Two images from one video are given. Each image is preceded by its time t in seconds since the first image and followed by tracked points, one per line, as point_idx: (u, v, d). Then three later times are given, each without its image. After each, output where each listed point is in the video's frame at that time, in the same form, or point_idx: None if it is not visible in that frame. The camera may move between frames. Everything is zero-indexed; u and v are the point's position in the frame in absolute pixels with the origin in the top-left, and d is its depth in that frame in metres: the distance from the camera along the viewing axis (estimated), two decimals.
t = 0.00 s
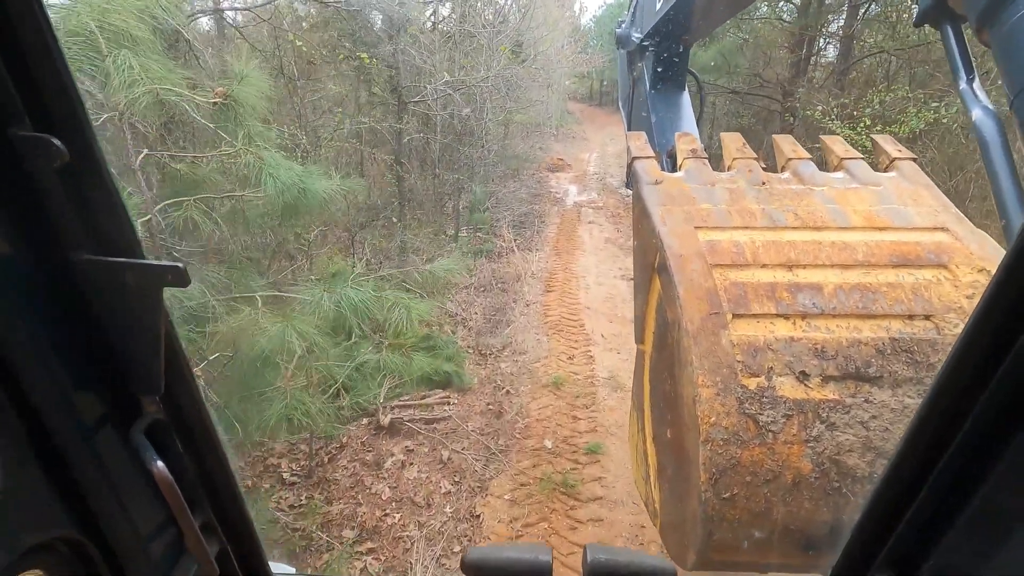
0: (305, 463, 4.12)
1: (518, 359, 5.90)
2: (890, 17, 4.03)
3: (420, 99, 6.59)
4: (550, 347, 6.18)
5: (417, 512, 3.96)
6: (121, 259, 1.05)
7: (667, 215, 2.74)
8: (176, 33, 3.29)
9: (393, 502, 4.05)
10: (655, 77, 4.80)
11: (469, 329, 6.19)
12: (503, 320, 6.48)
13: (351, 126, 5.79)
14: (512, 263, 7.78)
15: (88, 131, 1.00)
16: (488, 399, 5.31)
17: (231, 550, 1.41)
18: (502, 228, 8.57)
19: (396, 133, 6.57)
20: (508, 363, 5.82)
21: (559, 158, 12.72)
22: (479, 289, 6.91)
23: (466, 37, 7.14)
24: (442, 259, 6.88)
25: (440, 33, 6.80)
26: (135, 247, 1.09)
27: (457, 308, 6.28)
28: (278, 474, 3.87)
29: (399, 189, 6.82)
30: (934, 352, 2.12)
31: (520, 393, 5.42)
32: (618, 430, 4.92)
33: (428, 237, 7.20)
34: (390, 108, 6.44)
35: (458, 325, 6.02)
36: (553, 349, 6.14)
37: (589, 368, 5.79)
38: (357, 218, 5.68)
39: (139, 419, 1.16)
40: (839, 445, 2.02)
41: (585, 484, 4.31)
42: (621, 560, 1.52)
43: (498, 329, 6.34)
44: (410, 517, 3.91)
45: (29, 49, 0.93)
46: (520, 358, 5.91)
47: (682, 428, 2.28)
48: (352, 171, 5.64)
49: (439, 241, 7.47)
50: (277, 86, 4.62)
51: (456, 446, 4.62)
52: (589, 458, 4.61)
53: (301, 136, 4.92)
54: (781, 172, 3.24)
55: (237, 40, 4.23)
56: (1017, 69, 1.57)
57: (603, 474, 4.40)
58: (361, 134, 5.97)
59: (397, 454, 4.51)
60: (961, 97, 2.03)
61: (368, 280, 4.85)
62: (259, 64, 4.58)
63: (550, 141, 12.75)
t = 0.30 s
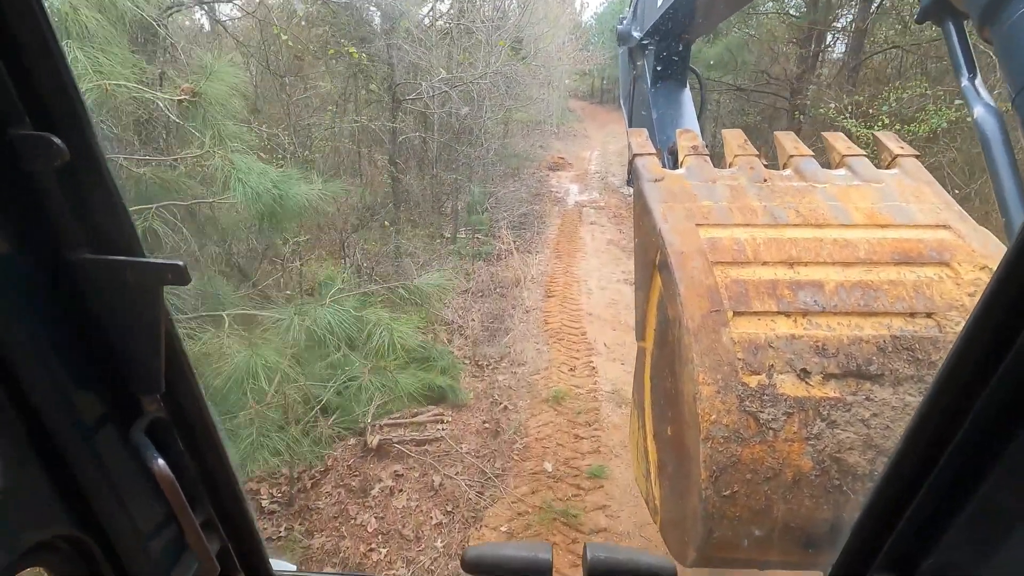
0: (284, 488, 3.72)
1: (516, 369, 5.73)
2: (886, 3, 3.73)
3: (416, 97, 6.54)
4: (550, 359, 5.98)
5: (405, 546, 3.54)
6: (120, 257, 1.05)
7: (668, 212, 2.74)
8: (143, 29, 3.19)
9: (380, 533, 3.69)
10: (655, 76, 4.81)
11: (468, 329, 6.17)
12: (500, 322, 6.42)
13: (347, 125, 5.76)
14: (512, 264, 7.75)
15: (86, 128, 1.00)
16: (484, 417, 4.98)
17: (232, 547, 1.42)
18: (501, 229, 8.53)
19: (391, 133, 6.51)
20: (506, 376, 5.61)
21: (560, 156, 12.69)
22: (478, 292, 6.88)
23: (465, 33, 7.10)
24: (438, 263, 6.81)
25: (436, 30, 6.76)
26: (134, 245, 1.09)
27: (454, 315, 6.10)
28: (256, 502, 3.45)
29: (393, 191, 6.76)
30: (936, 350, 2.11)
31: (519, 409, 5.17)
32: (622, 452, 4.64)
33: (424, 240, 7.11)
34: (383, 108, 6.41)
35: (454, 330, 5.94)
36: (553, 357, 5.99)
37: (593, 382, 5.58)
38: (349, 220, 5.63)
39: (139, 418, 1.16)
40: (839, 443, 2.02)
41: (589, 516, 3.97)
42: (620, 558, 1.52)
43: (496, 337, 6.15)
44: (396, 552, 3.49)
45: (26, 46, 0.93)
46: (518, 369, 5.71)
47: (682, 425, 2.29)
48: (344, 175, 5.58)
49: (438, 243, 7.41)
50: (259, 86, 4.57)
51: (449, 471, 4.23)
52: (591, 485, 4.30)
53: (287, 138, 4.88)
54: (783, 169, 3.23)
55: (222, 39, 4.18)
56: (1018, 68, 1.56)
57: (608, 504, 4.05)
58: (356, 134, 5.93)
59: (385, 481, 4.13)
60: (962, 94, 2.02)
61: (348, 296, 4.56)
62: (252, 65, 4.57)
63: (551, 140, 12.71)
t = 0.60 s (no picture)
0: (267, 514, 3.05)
1: (515, 385, 5.46)
2: None
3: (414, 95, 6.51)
4: (551, 373, 5.73)
5: None
6: (126, 254, 1.05)
7: (670, 211, 2.74)
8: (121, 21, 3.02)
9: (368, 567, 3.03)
10: (659, 74, 4.81)
11: (468, 332, 6.00)
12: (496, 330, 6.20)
13: (343, 123, 5.71)
14: (512, 267, 7.66)
15: (93, 124, 1.00)
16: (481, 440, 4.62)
17: (237, 545, 1.42)
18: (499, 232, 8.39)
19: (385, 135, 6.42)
20: (503, 393, 5.32)
21: (561, 156, 12.65)
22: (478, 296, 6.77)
23: (463, 31, 7.07)
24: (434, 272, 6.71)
25: (434, 29, 6.74)
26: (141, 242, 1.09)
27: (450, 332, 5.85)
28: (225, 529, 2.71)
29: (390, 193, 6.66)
30: (939, 348, 2.11)
31: (517, 428, 4.86)
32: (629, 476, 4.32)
33: (420, 244, 7.01)
34: (377, 109, 6.37)
35: (450, 340, 5.75)
36: (553, 371, 5.77)
37: (595, 400, 5.35)
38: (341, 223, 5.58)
39: (145, 415, 1.18)
40: (842, 442, 2.02)
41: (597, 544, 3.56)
42: (625, 555, 1.29)
43: (493, 348, 5.90)
44: None
45: (31, 41, 0.92)
46: (516, 385, 5.42)
47: (685, 423, 2.29)
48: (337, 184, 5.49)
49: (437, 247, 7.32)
50: (242, 89, 4.56)
51: (441, 501, 3.72)
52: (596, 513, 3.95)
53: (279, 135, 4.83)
54: (784, 168, 3.23)
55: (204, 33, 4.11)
56: None
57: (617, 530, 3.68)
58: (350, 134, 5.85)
59: (370, 517, 3.58)
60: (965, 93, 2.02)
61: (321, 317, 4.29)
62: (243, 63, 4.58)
63: (551, 139, 12.65)
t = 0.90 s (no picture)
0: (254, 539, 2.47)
1: (513, 399, 4.93)
2: None
3: (411, 91, 6.40)
4: (551, 387, 5.31)
5: None
6: (131, 250, 1.04)
7: (672, 206, 2.73)
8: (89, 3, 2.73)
9: None
10: (668, 68, 4.74)
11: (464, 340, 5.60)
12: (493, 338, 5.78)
13: (339, 120, 5.60)
14: (514, 269, 7.45)
15: (99, 122, 0.99)
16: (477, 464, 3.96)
17: (243, 541, 1.42)
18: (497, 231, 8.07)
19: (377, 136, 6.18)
20: (501, 408, 4.77)
21: (561, 155, 12.60)
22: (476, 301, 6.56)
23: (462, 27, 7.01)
24: (432, 277, 6.55)
25: (433, 25, 6.67)
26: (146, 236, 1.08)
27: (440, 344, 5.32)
28: None
29: (384, 196, 6.48)
30: (942, 344, 2.10)
31: (515, 447, 4.26)
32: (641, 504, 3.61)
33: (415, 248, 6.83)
34: (374, 106, 6.19)
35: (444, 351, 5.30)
36: (554, 385, 5.38)
37: (599, 415, 4.89)
38: (332, 224, 5.47)
39: (149, 411, 1.17)
40: (845, 438, 2.02)
41: None
42: (632, 552, 1.28)
43: (490, 358, 5.45)
44: None
45: (37, 38, 0.92)
46: (515, 399, 4.90)
47: (687, 419, 2.29)
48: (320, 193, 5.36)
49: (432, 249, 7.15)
50: (227, 86, 4.46)
51: (432, 536, 3.08)
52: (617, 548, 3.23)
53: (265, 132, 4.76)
54: (787, 163, 3.22)
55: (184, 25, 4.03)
56: None
57: None
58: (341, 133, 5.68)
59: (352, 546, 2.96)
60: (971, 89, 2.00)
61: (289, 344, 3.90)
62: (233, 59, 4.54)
63: (551, 137, 12.54)
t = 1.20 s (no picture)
0: None
1: (510, 417, 4.63)
2: None
3: (406, 88, 6.39)
4: (550, 403, 5.02)
5: None
6: (128, 252, 1.05)
7: (671, 207, 2.73)
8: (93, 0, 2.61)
9: None
10: (660, 72, 4.79)
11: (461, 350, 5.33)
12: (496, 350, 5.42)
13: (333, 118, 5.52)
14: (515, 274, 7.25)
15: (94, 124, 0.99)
16: (468, 493, 3.72)
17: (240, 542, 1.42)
18: (491, 237, 7.67)
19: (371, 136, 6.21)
20: (496, 427, 4.48)
21: (561, 154, 12.57)
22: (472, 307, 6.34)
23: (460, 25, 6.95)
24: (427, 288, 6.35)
25: (429, 22, 6.62)
26: (141, 239, 1.08)
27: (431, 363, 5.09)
28: None
29: (375, 194, 6.48)
30: (940, 345, 2.11)
31: (511, 473, 4.02)
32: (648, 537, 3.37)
33: (405, 255, 6.70)
34: (366, 105, 6.19)
35: (437, 363, 5.06)
36: (553, 400, 5.07)
37: (600, 436, 4.65)
38: (321, 224, 5.45)
39: (147, 411, 1.17)
40: (842, 439, 2.02)
41: None
42: (627, 554, 1.29)
43: (486, 370, 5.10)
44: None
45: (32, 41, 0.92)
46: (512, 417, 4.62)
47: (685, 420, 2.30)
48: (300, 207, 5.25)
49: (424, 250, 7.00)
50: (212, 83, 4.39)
51: None
52: None
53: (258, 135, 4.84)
54: (786, 164, 3.22)
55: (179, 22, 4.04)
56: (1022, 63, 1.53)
57: None
58: (328, 132, 5.67)
59: None
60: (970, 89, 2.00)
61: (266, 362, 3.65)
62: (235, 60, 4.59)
63: (551, 134, 12.41)
